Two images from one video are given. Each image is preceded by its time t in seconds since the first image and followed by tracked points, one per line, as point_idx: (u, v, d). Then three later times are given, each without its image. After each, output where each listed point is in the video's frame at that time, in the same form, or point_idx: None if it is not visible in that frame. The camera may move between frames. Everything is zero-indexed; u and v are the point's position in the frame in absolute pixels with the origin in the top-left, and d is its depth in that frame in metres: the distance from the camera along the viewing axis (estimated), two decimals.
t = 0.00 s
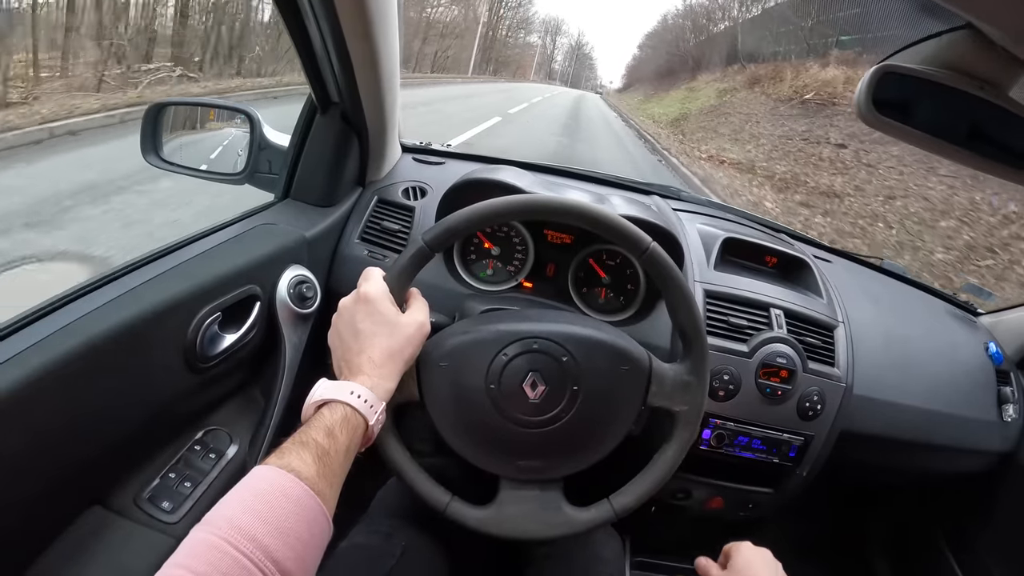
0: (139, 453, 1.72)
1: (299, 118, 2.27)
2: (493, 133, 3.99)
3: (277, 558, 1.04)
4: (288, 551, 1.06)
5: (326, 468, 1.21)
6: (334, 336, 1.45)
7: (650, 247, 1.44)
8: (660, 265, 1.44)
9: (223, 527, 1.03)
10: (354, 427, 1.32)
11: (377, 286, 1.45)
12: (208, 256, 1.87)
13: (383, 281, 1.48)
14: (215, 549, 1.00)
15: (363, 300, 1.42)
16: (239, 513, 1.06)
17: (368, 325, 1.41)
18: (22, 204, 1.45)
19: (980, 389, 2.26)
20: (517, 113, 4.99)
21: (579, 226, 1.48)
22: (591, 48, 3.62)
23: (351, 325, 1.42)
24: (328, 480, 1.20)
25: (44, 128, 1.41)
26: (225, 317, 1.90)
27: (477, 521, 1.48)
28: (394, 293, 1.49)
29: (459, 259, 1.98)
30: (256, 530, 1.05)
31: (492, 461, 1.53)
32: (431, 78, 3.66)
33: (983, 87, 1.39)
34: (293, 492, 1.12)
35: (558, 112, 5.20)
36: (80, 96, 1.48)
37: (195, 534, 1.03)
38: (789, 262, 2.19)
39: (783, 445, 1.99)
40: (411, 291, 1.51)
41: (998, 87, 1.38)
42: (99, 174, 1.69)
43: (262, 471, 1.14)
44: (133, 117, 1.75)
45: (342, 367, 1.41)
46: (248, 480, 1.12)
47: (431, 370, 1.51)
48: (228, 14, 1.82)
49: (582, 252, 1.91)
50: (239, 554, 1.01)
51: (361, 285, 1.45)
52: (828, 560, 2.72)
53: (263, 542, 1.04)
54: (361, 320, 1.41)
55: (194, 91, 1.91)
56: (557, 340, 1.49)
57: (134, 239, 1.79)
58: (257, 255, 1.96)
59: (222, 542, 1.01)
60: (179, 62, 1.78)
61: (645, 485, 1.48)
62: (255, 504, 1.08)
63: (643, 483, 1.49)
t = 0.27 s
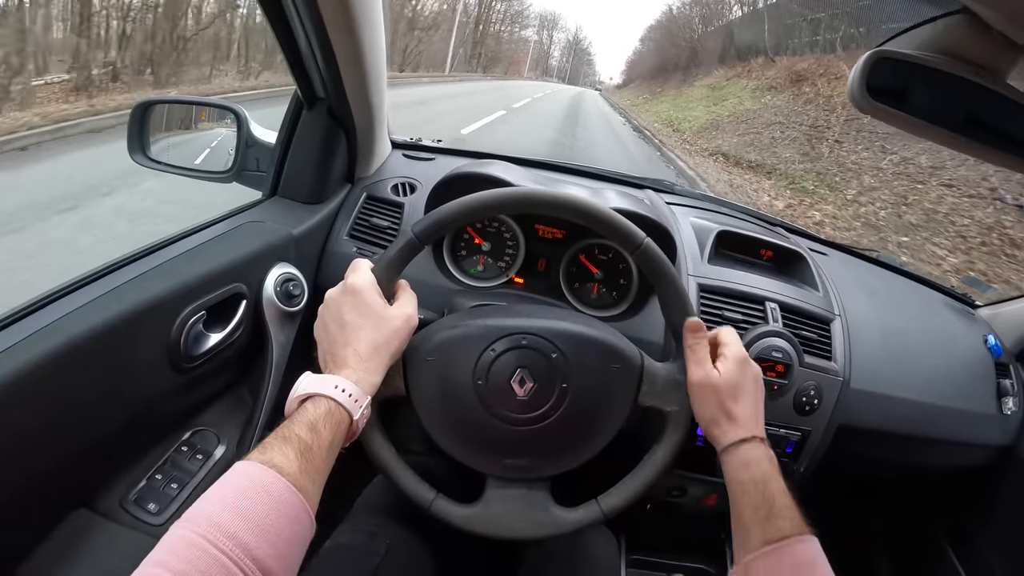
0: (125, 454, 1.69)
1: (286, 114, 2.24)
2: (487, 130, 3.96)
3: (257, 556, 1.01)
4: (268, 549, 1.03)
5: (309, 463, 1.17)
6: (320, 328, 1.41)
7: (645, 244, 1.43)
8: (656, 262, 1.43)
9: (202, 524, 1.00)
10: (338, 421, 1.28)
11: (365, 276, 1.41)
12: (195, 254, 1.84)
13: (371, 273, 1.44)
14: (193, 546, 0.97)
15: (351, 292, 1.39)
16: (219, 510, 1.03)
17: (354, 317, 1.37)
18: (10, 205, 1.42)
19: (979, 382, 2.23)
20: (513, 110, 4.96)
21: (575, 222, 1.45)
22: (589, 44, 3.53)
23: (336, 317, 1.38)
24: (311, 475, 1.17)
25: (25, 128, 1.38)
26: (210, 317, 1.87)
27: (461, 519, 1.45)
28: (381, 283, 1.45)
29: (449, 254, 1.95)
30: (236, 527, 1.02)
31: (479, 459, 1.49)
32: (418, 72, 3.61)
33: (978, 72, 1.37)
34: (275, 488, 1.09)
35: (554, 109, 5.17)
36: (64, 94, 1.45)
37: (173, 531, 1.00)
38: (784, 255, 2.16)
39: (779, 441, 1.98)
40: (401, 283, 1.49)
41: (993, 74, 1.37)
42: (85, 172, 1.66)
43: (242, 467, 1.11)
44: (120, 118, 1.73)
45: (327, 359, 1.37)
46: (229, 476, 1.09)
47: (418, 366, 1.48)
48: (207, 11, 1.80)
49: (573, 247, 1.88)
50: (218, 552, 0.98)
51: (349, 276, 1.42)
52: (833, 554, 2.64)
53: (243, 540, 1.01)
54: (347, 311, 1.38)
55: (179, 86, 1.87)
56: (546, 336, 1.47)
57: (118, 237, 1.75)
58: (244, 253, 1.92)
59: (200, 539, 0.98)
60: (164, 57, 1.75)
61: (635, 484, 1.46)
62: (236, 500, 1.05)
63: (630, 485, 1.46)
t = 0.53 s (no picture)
0: (123, 451, 1.70)
1: (276, 113, 2.24)
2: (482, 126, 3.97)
3: (250, 543, 1.02)
4: (261, 536, 1.04)
5: (301, 452, 1.18)
6: (312, 322, 1.43)
7: (634, 236, 1.45)
8: (642, 253, 1.45)
9: (196, 511, 1.01)
10: (330, 412, 1.29)
11: (356, 270, 1.43)
12: (190, 252, 1.85)
13: (362, 265, 1.46)
14: (187, 532, 0.98)
15: (342, 285, 1.41)
16: (212, 498, 1.04)
17: (346, 310, 1.40)
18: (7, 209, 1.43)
19: (974, 370, 2.23)
20: (508, 106, 4.97)
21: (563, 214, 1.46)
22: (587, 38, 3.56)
23: (328, 310, 1.40)
24: (303, 465, 1.17)
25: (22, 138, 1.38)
26: (204, 315, 1.88)
27: (453, 509, 1.47)
28: (374, 278, 1.46)
29: (441, 249, 1.95)
30: (229, 515, 1.03)
31: (470, 449, 1.51)
32: (409, 70, 3.61)
33: (963, 57, 1.37)
34: (268, 477, 1.10)
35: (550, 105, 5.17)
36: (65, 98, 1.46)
37: (168, 518, 1.01)
38: (776, 245, 2.18)
39: (773, 429, 2.01)
40: (392, 277, 1.50)
41: (979, 58, 1.36)
42: (83, 175, 1.67)
43: (235, 456, 1.12)
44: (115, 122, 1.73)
45: (318, 350, 1.40)
46: (223, 465, 1.11)
47: (410, 356, 1.50)
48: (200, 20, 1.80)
49: (565, 240, 1.89)
50: (210, 538, 0.99)
51: (340, 270, 1.44)
52: (826, 542, 2.70)
53: (236, 527, 1.02)
54: (339, 305, 1.39)
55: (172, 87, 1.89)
56: (537, 328, 1.49)
57: (114, 236, 1.77)
58: (237, 251, 1.94)
59: (193, 525, 0.99)
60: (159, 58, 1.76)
61: (625, 474, 1.46)
62: (229, 488, 1.06)
63: (620, 475, 1.47)
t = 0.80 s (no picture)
0: (118, 451, 1.69)
1: (265, 110, 2.22)
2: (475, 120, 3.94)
3: (245, 536, 1.01)
4: (256, 528, 1.03)
5: (295, 444, 1.17)
6: (304, 312, 1.42)
7: (626, 228, 1.43)
8: (635, 245, 1.43)
9: (190, 505, 1.00)
10: (323, 403, 1.28)
11: (348, 260, 1.42)
12: (182, 251, 1.84)
13: (354, 257, 1.45)
14: (181, 527, 0.97)
15: (334, 276, 1.40)
16: (206, 492, 1.03)
17: (338, 301, 1.38)
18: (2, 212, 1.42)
19: (972, 355, 2.22)
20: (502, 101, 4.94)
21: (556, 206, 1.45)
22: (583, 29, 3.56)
23: (320, 300, 1.39)
24: (297, 456, 1.17)
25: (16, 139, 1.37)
26: (195, 314, 1.87)
27: (444, 502, 1.46)
28: (366, 270, 1.45)
29: (432, 243, 1.94)
30: (223, 508, 1.02)
31: (461, 441, 1.50)
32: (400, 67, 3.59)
33: (954, 37, 1.36)
34: (262, 469, 1.09)
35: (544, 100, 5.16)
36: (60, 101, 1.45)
37: (161, 513, 1.00)
38: (771, 232, 2.17)
39: (770, 418, 2.01)
40: (384, 267, 1.49)
41: (970, 38, 1.34)
42: (76, 176, 1.66)
43: (228, 450, 1.11)
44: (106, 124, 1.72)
45: (309, 342, 1.39)
46: (216, 458, 1.09)
47: (400, 348, 1.50)
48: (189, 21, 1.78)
49: (557, 231, 1.88)
50: (205, 531, 0.97)
51: (332, 261, 1.43)
52: (825, 534, 2.69)
53: (231, 520, 1.01)
54: (331, 294, 1.39)
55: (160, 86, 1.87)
56: (528, 320, 1.48)
57: (104, 236, 1.75)
58: (228, 249, 1.92)
59: (187, 519, 0.98)
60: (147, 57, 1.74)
61: (617, 469, 1.45)
62: (223, 481, 1.05)
63: (612, 470, 1.46)
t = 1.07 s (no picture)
0: (116, 451, 1.68)
1: (254, 110, 2.21)
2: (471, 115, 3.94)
3: (240, 527, 1.01)
4: (250, 519, 1.03)
5: (288, 434, 1.17)
6: (299, 301, 1.41)
7: (625, 226, 1.43)
8: (634, 244, 1.43)
9: (184, 496, 0.99)
10: (316, 394, 1.28)
11: (344, 250, 1.41)
12: (175, 254, 1.84)
13: (350, 247, 1.44)
14: (175, 518, 0.96)
15: (329, 266, 1.39)
16: (200, 481, 1.02)
17: (332, 291, 1.38)
18: None
19: (970, 342, 2.21)
20: (499, 96, 4.93)
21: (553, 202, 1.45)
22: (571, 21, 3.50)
23: (314, 289, 1.39)
24: (290, 447, 1.16)
25: None
26: (189, 316, 1.86)
27: (434, 494, 1.47)
28: (360, 260, 1.45)
29: (426, 240, 1.94)
30: (217, 498, 1.01)
31: (454, 435, 1.51)
32: (393, 64, 3.57)
33: (943, 21, 1.29)
34: (256, 460, 1.09)
35: (541, 94, 5.14)
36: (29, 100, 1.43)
37: (155, 504, 0.99)
38: (766, 222, 2.17)
39: (768, 408, 2.01)
40: (379, 259, 1.48)
41: (961, 23, 1.26)
42: (64, 181, 1.66)
43: (221, 440, 1.10)
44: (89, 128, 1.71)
45: (303, 331, 1.38)
46: (209, 449, 1.09)
47: (394, 339, 1.50)
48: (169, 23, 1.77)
49: (550, 225, 1.87)
50: (199, 522, 0.97)
51: (327, 250, 1.42)
52: (829, 523, 2.69)
53: (226, 511, 1.01)
54: (325, 284, 1.38)
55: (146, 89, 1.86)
56: (521, 315, 1.48)
57: (97, 239, 1.75)
58: (220, 250, 1.92)
59: (181, 510, 0.97)
60: (126, 57, 1.73)
61: (607, 467, 1.45)
62: (217, 472, 1.04)
63: (603, 467, 1.46)
